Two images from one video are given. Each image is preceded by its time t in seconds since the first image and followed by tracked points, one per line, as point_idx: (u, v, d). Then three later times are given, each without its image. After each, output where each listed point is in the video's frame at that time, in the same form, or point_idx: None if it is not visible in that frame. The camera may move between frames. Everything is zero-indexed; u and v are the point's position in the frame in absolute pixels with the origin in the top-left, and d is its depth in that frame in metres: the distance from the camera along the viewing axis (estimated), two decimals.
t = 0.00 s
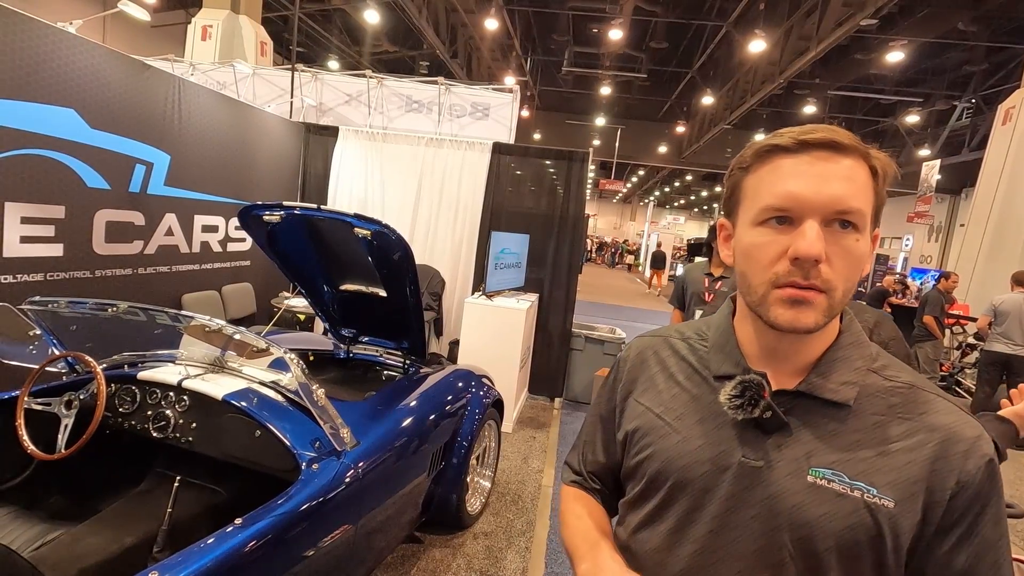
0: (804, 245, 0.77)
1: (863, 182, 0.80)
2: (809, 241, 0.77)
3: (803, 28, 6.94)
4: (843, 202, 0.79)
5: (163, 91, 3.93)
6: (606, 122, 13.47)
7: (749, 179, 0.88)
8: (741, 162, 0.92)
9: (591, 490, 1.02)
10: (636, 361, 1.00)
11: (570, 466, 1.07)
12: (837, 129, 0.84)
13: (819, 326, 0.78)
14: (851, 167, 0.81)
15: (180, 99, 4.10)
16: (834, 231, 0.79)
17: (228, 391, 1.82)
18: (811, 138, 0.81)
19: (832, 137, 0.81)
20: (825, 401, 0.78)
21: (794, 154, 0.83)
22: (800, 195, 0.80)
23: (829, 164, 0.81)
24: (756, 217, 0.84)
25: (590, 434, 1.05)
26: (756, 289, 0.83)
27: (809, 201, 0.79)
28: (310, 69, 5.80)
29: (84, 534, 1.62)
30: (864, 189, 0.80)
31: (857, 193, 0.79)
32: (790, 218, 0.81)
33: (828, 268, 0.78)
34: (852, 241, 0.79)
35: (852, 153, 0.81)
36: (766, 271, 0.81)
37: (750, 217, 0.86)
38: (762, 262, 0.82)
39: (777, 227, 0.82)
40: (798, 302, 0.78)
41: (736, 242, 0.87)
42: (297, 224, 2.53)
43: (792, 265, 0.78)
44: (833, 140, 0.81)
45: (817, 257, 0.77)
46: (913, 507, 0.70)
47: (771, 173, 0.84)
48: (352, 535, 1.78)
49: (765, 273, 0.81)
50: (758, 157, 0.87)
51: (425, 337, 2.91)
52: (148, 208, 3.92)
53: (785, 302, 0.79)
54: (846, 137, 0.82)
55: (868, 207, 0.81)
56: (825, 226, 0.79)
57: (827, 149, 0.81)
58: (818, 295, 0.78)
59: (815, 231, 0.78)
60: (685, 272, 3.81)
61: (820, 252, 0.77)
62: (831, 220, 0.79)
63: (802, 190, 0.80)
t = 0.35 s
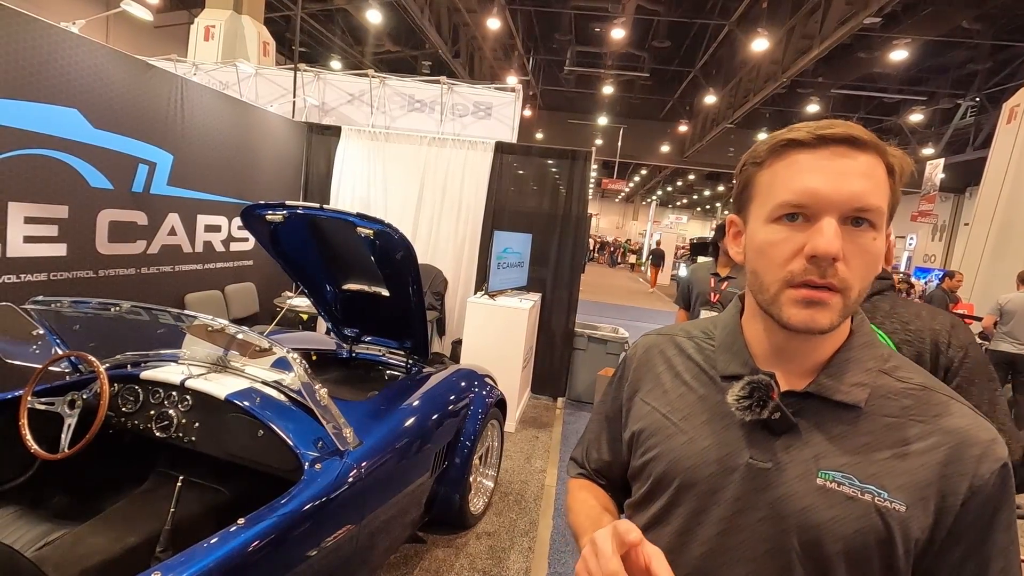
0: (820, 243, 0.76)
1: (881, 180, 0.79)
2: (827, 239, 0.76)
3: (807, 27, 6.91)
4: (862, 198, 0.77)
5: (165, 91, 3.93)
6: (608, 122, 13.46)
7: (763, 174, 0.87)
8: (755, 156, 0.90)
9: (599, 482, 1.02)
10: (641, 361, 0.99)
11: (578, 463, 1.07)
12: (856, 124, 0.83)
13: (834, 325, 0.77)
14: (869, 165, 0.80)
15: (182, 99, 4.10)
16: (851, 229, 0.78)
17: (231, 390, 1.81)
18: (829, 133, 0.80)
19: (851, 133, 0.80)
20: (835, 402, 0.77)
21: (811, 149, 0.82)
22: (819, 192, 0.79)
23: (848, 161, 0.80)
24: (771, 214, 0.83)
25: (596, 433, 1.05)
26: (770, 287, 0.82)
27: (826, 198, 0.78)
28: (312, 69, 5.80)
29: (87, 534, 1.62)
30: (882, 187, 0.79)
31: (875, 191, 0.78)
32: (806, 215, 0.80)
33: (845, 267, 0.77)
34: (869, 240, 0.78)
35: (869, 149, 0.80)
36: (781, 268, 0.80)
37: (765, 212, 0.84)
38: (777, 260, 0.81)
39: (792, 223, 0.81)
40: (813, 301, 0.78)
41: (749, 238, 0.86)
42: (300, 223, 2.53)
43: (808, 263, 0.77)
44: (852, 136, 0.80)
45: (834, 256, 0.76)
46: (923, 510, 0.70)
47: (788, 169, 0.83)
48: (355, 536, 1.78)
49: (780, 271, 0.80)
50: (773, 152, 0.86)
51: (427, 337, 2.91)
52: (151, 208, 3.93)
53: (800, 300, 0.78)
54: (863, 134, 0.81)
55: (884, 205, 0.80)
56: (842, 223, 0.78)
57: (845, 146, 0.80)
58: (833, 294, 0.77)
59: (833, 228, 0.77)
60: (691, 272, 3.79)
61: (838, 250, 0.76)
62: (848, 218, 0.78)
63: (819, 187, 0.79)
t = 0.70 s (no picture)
0: (822, 245, 0.76)
1: (884, 181, 0.79)
2: (829, 241, 0.76)
3: (810, 24, 6.89)
4: (863, 200, 0.77)
5: (168, 92, 3.94)
6: (611, 121, 13.44)
7: (764, 176, 0.87)
8: (756, 158, 0.90)
9: (603, 499, 1.01)
10: (643, 363, 0.99)
11: (582, 467, 1.06)
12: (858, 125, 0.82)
13: (836, 328, 0.77)
14: (872, 166, 0.79)
15: (185, 100, 4.11)
16: (853, 231, 0.78)
17: (233, 391, 1.82)
18: (831, 134, 0.80)
19: (853, 134, 0.79)
20: (838, 405, 0.77)
21: (812, 150, 0.81)
22: (821, 193, 0.78)
23: (850, 162, 0.79)
24: (773, 216, 0.82)
25: (599, 436, 1.04)
26: (772, 290, 0.81)
27: (828, 200, 0.78)
28: (315, 69, 5.81)
29: (90, 535, 1.63)
30: (884, 188, 0.79)
31: (877, 193, 0.77)
32: (808, 217, 0.80)
33: (847, 269, 0.76)
34: (871, 241, 0.77)
35: (872, 150, 0.80)
36: (783, 271, 0.80)
37: (767, 215, 0.84)
38: (779, 262, 0.80)
39: (794, 226, 0.81)
40: (815, 304, 0.77)
41: (751, 240, 0.86)
42: (302, 224, 2.53)
43: (811, 265, 0.77)
44: (854, 136, 0.79)
45: (837, 258, 0.76)
46: (927, 514, 0.69)
47: (790, 170, 0.82)
48: (357, 536, 1.78)
49: (782, 274, 0.80)
50: (774, 154, 0.86)
51: (430, 337, 2.91)
52: (154, 209, 3.94)
53: (801, 304, 0.78)
54: (866, 134, 0.81)
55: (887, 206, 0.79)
56: (844, 225, 0.78)
57: (848, 147, 0.79)
58: (836, 297, 0.77)
59: (835, 230, 0.77)
60: (698, 271, 3.76)
61: (840, 252, 0.76)
62: (851, 219, 0.78)
63: (821, 188, 0.78)
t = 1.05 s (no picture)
0: (803, 243, 0.77)
1: (866, 179, 0.79)
2: (810, 240, 0.77)
3: (815, 22, 6.86)
4: (844, 197, 0.77)
5: (173, 95, 3.97)
6: (615, 120, 13.42)
7: (749, 178, 0.88)
8: (741, 162, 0.91)
9: (605, 497, 1.01)
10: (642, 362, 1.00)
11: (585, 467, 1.07)
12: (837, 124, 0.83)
13: (822, 324, 0.77)
14: (852, 165, 0.80)
15: (190, 102, 4.13)
16: (837, 229, 0.78)
17: (238, 390, 1.84)
18: (810, 135, 0.80)
19: (831, 134, 0.80)
20: (833, 401, 0.77)
21: (793, 151, 0.82)
22: (803, 194, 0.79)
23: (830, 162, 0.80)
24: (757, 217, 0.83)
25: (601, 434, 1.05)
26: (759, 289, 0.82)
27: (809, 200, 0.78)
28: (318, 70, 5.84)
29: (98, 532, 1.65)
30: (866, 186, 0.79)
31: (858, 191, 0.78)
32: (791, 217, 0.80)
33: (831, 266, 0.77)
34: (854, 238, 0.78)
35: (853, 149, 0.80)
36: (768, 270, 0.80)
37: (752, 216, 0.85)
38: (765, 262, 0.81)
39: (778, 225, 0.81)
40: (800, 301, 0.78)
41: (738, 241, 0.87)
42: (306, 224, 2.54)
43: (794, 264, 0.77)
44: (832, 136, 0.80)
45: (819, 256, 0.76)
46: (922, 507, 0.70)
47: (772, 172, 0.83)
48: (361, 534, 1.79)
49: (768, 273, 0.81)
50: (757, 157, 0.87)
51: (433, 337, 2.92)
52: (160, 210, 3.97)
53: (787, 302, 0.78)
54: (845, 133, 0.81)
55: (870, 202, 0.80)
56: (826, 223, 0.78)
57: (828, 146, 0.80)
58: (820, 295, 0.77)
59: (816, 229, 0.77)
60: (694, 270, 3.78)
61: (822, 250, 0.77)
62: (833, 217, 0.78)
63: (801, 188, 0.79)
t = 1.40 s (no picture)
0: (800, 234, 0.78)
1: (857, 174, 0.81)
2: (807, 232, 0.78)
3: (819, 19, 6.82)
4: (838, 190, 0.79)
5: (176, 95, 3.99)
6: (618, 119, 13.40)
7: (743, 173, 0.88)
8: (734, 157, 0.92)
9: (600, 489, 1.02)
10: (635, 356, 1.01)
11: (580, 459, 1.08)
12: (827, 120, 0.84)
13: (818, 314, 0.78)
14: (844, 160, 0.81)
15: (194, 103, 4.16)
16: (830, 222, 0.79)
17: (242, 388, 1.86)
18: (804, 130, 0.82)
19: (824, 129, 0.81)
20: (820, 391, 0.79)
21: (787, 146, 0.83)
22: (799, 187, 0.80)
23: (823, 157, 0.81)
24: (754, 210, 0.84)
25: (596, 429, 1.06)
26: (755, 281, 0.83)
27: (805, 193, 0.79)
28: (321, 71, 5.86)
29: (104, 527, 1.67)
30: (857, 181, 0.81)
31: (851, 185, 0.79)
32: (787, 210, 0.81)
33: (827, 257, 0.78)
34: (846, 231, 0.79)
35: (844, 145, 0.82)
36: (765, 261, 0.81)
37: (747, 209, 0.86)
38: (761, 254, 0.82)
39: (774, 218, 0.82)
40: (797, 292, 0.79)
41: (733, 234, 0.87)
42: (309, 224, 2.56)
43: (791, 255, 0.78)
44: (825, 132, 0.81)
45: (815, 247, 0.77)
46: (907, 493, 0.71)
47: (766, 166, 0.84)
48: (364, 529, 1.81)
49: (764, 265, 0.81)
50: (751, 152, 0.88)
51: (435, 336, 2.95)
52: (164, 211, 4.00)
53: (784, 292, 0.79)
54: (837, 129, 0.83)
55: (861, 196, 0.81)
56: (820, 215, 0.79)
57: (821, 142, 0.82)
58: (816, 286, 0.78)
59: (812, 221, 0.78)
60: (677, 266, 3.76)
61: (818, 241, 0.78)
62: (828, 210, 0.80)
63: (797, 181, 0.80)
